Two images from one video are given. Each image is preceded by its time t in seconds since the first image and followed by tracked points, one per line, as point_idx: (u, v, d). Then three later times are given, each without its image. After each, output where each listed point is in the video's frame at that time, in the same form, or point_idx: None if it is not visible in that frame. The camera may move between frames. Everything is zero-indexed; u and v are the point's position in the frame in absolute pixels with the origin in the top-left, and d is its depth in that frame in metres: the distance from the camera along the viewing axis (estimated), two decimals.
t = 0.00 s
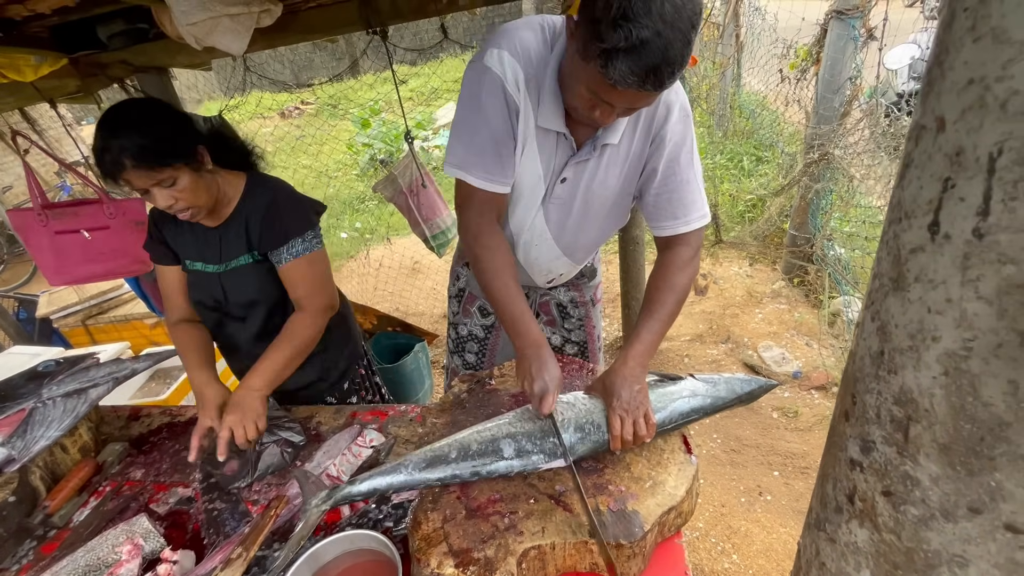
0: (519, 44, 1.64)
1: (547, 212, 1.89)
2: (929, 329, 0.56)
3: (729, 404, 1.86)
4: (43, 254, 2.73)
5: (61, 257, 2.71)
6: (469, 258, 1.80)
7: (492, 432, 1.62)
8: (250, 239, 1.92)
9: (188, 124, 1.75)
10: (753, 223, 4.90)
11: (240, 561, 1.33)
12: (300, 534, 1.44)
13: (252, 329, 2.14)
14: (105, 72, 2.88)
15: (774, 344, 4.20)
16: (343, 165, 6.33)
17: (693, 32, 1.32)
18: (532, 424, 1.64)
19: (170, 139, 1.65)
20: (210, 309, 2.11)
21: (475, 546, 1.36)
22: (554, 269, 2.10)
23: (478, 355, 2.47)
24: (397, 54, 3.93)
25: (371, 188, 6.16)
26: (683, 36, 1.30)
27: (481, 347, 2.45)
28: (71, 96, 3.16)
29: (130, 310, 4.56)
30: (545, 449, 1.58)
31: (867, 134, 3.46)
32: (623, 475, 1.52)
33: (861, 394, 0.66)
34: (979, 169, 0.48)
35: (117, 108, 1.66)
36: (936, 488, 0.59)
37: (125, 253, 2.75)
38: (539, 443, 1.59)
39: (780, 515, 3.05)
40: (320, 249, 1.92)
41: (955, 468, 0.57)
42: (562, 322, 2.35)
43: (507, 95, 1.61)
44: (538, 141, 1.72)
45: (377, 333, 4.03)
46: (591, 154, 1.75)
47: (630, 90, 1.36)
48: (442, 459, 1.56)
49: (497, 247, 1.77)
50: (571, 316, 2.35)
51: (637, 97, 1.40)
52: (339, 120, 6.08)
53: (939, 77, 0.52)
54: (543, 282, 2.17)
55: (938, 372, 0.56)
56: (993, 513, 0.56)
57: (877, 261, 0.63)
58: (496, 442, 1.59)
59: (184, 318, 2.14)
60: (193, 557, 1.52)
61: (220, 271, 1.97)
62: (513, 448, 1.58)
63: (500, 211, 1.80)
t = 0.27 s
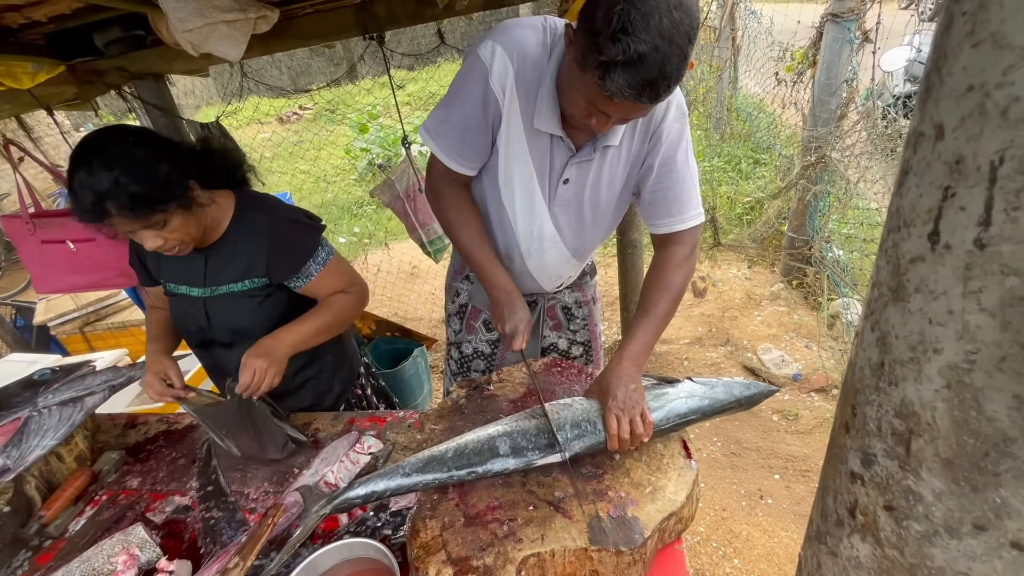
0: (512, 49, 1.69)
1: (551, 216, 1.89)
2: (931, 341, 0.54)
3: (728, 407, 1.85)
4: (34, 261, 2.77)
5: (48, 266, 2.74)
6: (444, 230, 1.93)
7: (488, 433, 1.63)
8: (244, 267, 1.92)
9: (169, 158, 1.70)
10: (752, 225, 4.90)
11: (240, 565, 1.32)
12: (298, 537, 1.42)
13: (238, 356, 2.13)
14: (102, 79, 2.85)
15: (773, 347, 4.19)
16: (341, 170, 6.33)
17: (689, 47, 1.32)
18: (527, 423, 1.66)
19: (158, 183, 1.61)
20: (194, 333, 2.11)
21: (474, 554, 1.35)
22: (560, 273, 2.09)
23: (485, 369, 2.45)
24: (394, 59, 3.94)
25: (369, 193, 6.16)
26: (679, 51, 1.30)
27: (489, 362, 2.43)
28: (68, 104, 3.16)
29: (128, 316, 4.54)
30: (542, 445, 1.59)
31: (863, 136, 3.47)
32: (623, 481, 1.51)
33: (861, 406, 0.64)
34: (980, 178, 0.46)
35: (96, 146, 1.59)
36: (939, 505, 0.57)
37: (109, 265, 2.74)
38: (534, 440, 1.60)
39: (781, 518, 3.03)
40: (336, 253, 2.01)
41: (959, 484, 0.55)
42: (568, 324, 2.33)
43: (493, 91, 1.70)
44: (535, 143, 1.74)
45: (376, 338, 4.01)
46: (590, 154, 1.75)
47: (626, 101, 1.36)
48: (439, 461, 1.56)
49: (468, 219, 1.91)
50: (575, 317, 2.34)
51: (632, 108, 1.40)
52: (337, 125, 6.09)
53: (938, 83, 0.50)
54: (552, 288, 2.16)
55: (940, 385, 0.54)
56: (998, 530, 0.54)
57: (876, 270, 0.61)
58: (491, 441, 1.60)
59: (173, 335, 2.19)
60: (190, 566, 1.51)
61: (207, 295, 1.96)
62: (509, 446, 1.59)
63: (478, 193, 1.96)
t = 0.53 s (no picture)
0: (496, 60, 1.70)
1: (542, 218, 1.89)
2: (938, 350, 0.54)
3: (728, 410, 1.84)
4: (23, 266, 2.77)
5: (35, 273, 2.74)
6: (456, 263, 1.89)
7: (487, 437, 1.62)
8: (242, 282, 1.91)
9: (167, 184, 1.65)
10: (750, 228, 4.91)
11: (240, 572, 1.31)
12: (297, 545, 1.40)
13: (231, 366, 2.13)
14: (101, 86, 2.86)
15: (773, 350, 4.19)
16: (340, 175, 6.33)
17: (665, 33, 1.33)
18: (525, 427, 1.64)
19: (158, 217, 1.59)
20: (191, 343, 2.11)
21: (473, 561, 1.34)
22: (555, 275, 2.09)
23: (478, 373, 2.45)
24: (392, 65, 3.94)
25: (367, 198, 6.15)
26: (655, 37, 1.31)
27: (481, 364, 2.43)
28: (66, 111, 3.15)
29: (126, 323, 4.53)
30: (540, 449, 1.58)
31: (862, 138, 3.47)
32: (623, 487, 1.50)
33: (867, 416, 0.65)
34: (988, 183, 0.47)
35: (92, 172, 1.55)
36: (948, 518, 0.58)
37: (95, 276, 2.75)
38: (532, 444, 1.59)
39: (783, 523, 3.02)
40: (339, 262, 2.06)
41: (968, 497, 0.56)
42: (563, 330, 2.33)
43: (485, 108, 1.71)
44: (524, 148, 1.75)
45: (375, 343, 4.00)
46: (580, 156, 1.75)
47: (606, 91, 1.36)
48: (438, 466, 1.55)
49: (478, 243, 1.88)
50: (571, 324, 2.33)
51: (613, 100, 1.40)
52: (335, 131, 6.09)
53: (941, 87, 0.50)
54: (545, 290, 2.16)
55: (949, 396, 0.54)
56: (1010, 544, 0.55)
57: (879, 278, 0.61)
58: (489, 446, 1.58)
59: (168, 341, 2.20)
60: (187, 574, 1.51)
61: (202, 308, 1.96)
62: (507, 450, 1.58)
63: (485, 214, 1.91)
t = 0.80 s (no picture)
0: (484, 79, 1.69)
1: (542, 229, 1.89)
2: (947, 363, 0.54)
3: (730, 413, 1.84)
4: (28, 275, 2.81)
5: (36, 280, 2.76)
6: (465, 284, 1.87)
7: (488, 444, 1.61)
8: (233, 295, 1.90)
9: (176, 174, 1.69)
10: (751, 233, 4.91)
11: None
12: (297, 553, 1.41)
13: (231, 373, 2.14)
14: (103, 93, 2.85)
15: (775, 355, 4.17)
16: (341, 181, 6.34)
17: (645, 44, 1.34)
18: (527, 433, 1.63)
19: (162, 202, 1.60)
20: (191, 350, 2.12)
21: (475, 569, 1.34)
22: (556, 283, 2.09)
23: (484, 377, 2.44)
24: (393, 71, 3.95)
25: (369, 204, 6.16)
26: (634, 49, 1.32)
27: (488, 369, 2.42)
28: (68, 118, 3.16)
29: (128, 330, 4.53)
30: (541, 457, 1.56)
31: (862, 143, 3.47)
32: (626, 494, 1.49)
33: (874, 427, 0.64)
34: (997, 196, 0.47)
35: (106, 157, 1.58)
36: (959, 532, 0.57)
37: (92, 286, 2.75)
38: (534, 451, 1.57)
39: (787, 529, 3.00)
40: (320, 298, 1.96)
41: (979, 511, 0.55)
42: (568, 336, 2.32)
43: (481, 130, 1.69)
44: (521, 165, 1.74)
45: (376, 349, 3.99)
46: (576, 168, 1.75)
47: (589, 104, 1.37)
48: (438, 473, 1.55)
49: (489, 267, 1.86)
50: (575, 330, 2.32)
51: (598, 112, 1.41)
52: (337, 137, 6.10)
53: (948, 98, 0.50)
54: (548, 298, 2.16)
55: (958, 409, 0.54)
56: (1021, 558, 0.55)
57: (886, 289, 0.61)
58: (491, 453, 1.57)
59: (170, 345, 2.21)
60: None
61: (201, 318, 1.98)
62: (508, 457, 1.56)
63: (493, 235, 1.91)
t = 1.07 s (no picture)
0: (470, 86, 1.77)
1: (537, 233, 1.90)
2: (945, 380, 0.54)
3: (732, 420, 1.84)
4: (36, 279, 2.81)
5: (43, 282, 2.78)
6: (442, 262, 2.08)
7: (488, 449, 1.62)
8: (228, 302, 1.90)
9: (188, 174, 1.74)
10: (751, 236, 4.91)
11: None
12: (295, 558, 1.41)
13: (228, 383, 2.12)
14: (104, 98, 2.83)
15: (775, 358, 4.18)
16: (341, 185, 6.36)
17: (631, 46, 1.34)
18: (524, 439, 1.64)
19: (177, 195, 1.63)
20: (188, 360, 2.11)
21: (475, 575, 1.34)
22: (555, 287, 2.10)
23: (486, 382, 2.44)
24: (393, 76, 3.96)
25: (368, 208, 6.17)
26: (621, 52, 1.33)
27: (489, 373, 2.42)
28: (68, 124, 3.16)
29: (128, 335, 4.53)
30: (541, 461, 1.57)
31: (860, 146, 3.48)
32: (627, 500, 1.49)
33: (873, 440, 0.64)
34: (992, 218, 0.47)
35: (120, 156, 1.60)
36: (959, 547, 0.58)
37: (97, 288, 2.75)
38: (533, 455, 1.58)
39: (788, 533, 3.00)
40: (321, 301, 1.97)
41: (979, 527, 0.55)
42: (568, 340, 2.32)
43: (460, 135, 1.81)
44: (510, 168, 1.79)
45: (376, 353, 3.99)
46: (567, 171, 1.77)
47: (576, 108, 1.39)
48: (438, 478, 1.55)
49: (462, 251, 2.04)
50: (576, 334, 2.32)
51: (586, 115, 1.43)
52: (336, 141, 6.11)
53: (943, 119, 0.51)
54: (546, 301, 2.16)
55: (957, 426, 0.54)
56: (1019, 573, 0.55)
57: (885, 304, 0.61)
58: (490, 457, 1.58)
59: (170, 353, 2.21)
60: None
61: (197, 325, 1.97)
62: (508, 461, 1.58)
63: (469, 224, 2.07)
